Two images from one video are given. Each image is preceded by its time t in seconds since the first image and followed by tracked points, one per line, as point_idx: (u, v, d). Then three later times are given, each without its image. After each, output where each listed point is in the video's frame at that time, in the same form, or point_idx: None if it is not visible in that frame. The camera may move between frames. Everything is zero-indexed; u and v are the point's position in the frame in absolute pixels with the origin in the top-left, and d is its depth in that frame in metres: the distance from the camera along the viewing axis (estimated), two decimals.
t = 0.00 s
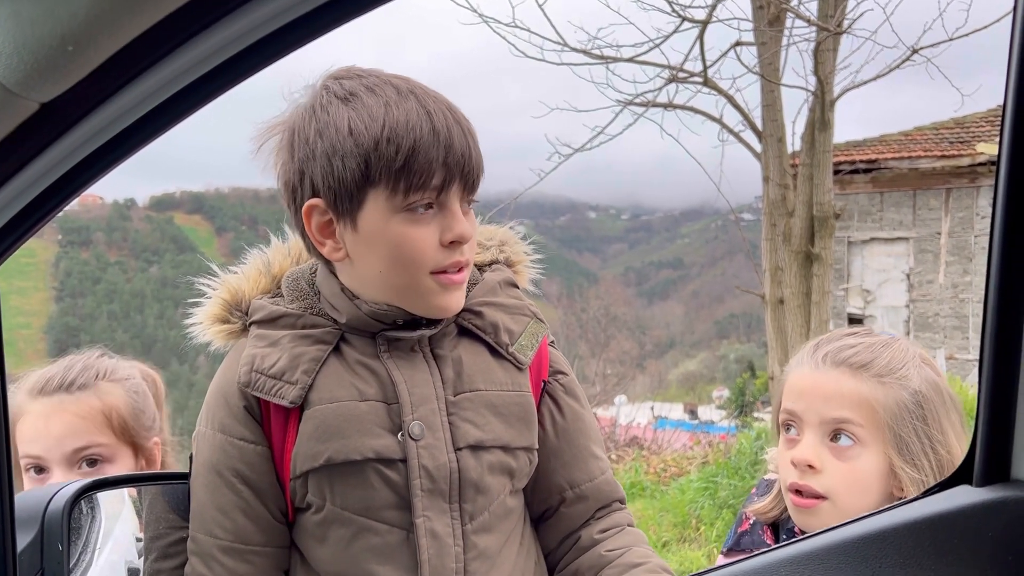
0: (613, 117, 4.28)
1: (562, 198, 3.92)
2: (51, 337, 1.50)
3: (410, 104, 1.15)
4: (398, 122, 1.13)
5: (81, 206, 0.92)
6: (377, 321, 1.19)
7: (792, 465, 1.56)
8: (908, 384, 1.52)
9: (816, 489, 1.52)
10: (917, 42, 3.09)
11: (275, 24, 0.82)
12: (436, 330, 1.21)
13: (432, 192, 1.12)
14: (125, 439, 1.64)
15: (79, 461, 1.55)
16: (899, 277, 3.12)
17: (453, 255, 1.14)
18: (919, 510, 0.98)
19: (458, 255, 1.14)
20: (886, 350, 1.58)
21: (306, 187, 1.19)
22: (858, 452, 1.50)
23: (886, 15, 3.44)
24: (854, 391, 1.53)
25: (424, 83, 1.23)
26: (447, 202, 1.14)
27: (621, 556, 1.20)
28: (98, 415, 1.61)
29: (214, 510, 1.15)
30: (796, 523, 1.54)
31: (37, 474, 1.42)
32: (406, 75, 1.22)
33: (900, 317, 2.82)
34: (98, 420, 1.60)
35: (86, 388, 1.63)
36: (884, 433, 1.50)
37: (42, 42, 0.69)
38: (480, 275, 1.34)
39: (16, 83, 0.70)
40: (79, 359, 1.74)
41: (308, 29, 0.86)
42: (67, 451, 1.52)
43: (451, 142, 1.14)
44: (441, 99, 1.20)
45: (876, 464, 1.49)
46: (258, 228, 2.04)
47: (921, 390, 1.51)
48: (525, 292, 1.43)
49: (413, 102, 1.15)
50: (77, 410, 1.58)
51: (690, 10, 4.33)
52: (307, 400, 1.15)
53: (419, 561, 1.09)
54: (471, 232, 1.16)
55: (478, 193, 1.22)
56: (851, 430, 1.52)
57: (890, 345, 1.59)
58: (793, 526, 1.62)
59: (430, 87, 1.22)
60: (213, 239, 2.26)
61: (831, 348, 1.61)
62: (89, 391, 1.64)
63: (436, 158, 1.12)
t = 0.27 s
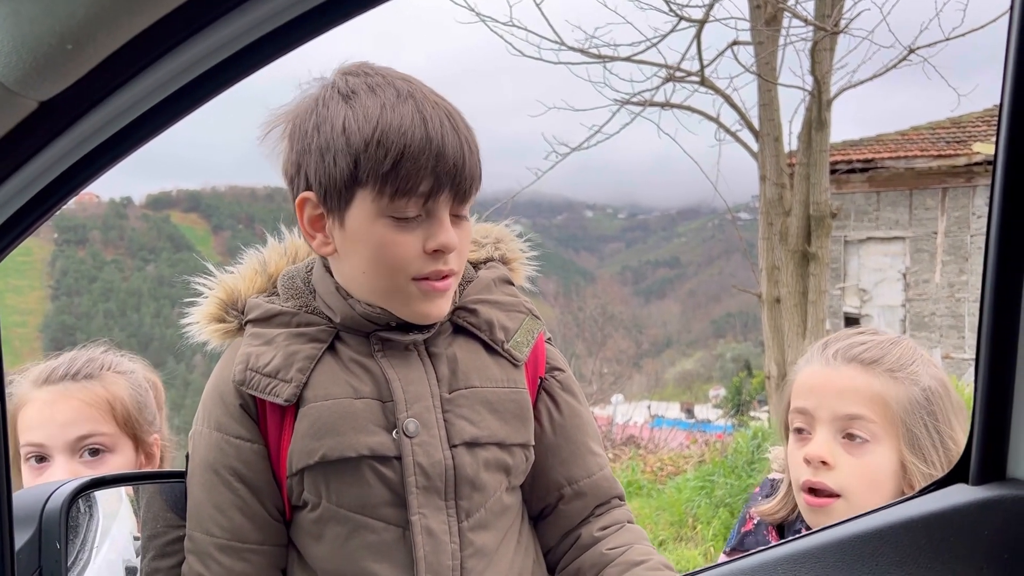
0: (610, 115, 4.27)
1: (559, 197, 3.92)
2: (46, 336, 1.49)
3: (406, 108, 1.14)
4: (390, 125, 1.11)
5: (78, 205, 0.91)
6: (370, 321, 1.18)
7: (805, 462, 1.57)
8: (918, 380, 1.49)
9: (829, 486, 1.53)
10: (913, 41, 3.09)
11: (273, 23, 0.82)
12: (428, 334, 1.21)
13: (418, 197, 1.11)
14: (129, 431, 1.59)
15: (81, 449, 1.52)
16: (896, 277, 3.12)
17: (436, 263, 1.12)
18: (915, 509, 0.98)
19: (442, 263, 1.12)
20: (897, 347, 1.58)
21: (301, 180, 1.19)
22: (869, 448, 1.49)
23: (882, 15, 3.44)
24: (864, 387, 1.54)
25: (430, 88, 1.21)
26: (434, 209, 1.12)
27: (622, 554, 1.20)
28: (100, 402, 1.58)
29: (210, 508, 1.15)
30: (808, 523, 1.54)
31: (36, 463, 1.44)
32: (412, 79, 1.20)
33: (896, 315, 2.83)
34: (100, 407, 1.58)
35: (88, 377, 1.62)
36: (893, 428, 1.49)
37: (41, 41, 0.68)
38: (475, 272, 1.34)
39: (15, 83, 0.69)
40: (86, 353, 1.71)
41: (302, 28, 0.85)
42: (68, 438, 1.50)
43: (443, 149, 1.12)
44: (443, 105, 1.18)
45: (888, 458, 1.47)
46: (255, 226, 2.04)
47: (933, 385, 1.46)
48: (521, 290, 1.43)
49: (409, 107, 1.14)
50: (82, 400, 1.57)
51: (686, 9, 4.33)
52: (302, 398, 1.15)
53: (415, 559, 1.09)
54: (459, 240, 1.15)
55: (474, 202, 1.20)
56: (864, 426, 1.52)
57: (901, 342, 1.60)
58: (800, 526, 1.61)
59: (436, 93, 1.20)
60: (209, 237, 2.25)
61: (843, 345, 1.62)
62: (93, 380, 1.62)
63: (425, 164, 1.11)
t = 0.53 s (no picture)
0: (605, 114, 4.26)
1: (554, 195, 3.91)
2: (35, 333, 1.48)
3: (374, 97, 1.12)
4: (354, 114, 1.10)
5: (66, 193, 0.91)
6: (353, 316, 1.17)
7: (809, 462, 1.53)
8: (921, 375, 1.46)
9: (834, 486, 1.49)
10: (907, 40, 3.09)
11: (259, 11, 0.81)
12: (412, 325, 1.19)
13: (381, 188, 1.09)
14: (115, 432, 1.57)
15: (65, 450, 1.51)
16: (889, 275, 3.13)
17: (400, 256, 1.10)
18: (907, 506, 0.97)
19: (406, 255, 1.10)
20: (896, 345, 1.56)
21: (280, 168, 1.19)
22: (873, 446, 1.46)
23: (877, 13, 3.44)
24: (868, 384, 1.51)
25: (409, 76, 1.18)
26: (398, 199, 1.10)
27: (615, 560, 1.19)
28: (86, 403, 1.56)
29: (195, 505, 1.14)
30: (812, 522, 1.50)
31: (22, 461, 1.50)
32: (389, 67, 1.18)
33: (890, 314, 2.83)
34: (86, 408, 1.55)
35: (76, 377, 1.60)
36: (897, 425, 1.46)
37: (19, 29, 0.68)
38: (464, 267, 1.33)
39: None
40: (77, 350, 1.70)
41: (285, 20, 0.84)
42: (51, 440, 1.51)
43: (408, 139, 1.10)
44: (418, 94, 1.15)
45: (892, 457, 1.44)
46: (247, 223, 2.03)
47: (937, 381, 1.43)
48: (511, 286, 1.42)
49: (377, 95, 1.12)
50: (65, 400, 1.56)
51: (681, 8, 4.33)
52: (288, 393, 1.14)
53: (402, 556, 1.08)
54: (427, 233, 1.12)
55: (451, 194, 1.17)
56: (868, 424, 1.49)
57: (901, 340, 1.57)
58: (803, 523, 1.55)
59: (414, 81, 1.17)
60: (203, 235, 2.25)
61: (844, 344, 1.60)
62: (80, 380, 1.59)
63: (389, 154, 1.09)
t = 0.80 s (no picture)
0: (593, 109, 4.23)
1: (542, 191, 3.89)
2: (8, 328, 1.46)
3: (338, 84, 1.10)
4: (317, 102, 1.08)
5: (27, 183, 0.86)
6: (326, 311, 1.14)
7: (804, 461, 1.52)
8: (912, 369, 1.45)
9: (831, 486, 1.47)
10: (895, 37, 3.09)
11: None
12: (387, 316, 1.17)
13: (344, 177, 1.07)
14: (69, 433, 1.54)
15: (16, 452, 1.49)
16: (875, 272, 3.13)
17: (366, 247, 1.08)
18: (890, 505, 0.96)
19: (372, 246, 1.08)
20: (891, 342, 1.55)
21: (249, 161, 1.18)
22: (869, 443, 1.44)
23: (865, 10, 3.44)
24: (862, 381, 1.50)
25: (378, 64, 1.16)
26: (362, 189, 1.08)
27: (593, 557, 1.18)
28: (39, 403, 1.53)
29: (166, 504, 1.11)
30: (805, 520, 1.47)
31: None
32: (357, 55, 1.17)
33: (875, 311, 2.84)
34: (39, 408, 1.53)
35: (33, 375, 1.58)
36: (891, 420, 1.44)
37: None
38: (443, 262, 1.31)
39: None
40: (36, 346, 1.65)
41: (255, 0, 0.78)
42: None
43: (371, 126, 1.08)
44: (384, 81, 1.13)
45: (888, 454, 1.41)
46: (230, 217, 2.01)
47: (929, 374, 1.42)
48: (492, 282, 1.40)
49: (341, 83, 1.10)
50: (14, 402, 1.52)
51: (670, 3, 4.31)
52: (261, 389, 1.11)
53: (377, 555, 1.06)
54: (394, 224, 1.10)
55: (421, 184, 1.14)
56: (863, 421, 1.47)
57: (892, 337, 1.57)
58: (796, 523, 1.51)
59: (383, 68, 1.16)
60: (186, 228, 2.22)
61: (836, 341, 1.59)
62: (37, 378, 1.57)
63: (351, 142, 1.07)
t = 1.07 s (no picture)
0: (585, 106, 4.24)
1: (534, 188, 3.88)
2: None
3: (339, 80, 1.10)
4: (318, 97, 1.08)
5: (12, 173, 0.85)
6: (322, 308, 1.14)
7: (809, 459, 1.51)
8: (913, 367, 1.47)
9: (836, 484, 1.47)
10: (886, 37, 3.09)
11: None
12: (385, 313, 1.17)
13: (343, 173, 1.07)
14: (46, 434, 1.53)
15: None
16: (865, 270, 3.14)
17: (364, 244, 1.07)
18: (883, 500, 0.97)
19: (370, 243, 1.07)
20: (889, 340, 1.57)
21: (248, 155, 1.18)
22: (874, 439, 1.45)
23: (856, 9, 3.45)
24: (866, 378, 1.51)
25: (380, 62, 1.16)
26: (361, 185, 1.07)
27: (585, 553, 1.19)
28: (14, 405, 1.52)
29: (159, 500, 1.11)
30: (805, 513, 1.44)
31: None
32: (359, 53, 1.17)
33: (866, 309, 2.85)
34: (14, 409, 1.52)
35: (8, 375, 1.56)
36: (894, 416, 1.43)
37: None
38: (439, 259, 1.30)
39: None
40: (14, 343, 1.62)
41: None
42: None
43: (373, 122, 1.08)
44: (385, 78, 1.13)
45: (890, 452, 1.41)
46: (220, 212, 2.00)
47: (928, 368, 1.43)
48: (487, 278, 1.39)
49: (342, 79, 1.10)
50: None
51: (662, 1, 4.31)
52: (256, 385, 1.11)
53: (373, 552, 1.06)
54: (392, 220, 1.09)
55: (420, 182, 1.14)
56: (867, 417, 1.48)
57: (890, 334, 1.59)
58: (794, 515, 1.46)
59: (384, 66, 1.16)
60: (178, 224, 2.19)
61: (835, 339, 1.60)
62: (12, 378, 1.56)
63: (350, 137, 1.06)
